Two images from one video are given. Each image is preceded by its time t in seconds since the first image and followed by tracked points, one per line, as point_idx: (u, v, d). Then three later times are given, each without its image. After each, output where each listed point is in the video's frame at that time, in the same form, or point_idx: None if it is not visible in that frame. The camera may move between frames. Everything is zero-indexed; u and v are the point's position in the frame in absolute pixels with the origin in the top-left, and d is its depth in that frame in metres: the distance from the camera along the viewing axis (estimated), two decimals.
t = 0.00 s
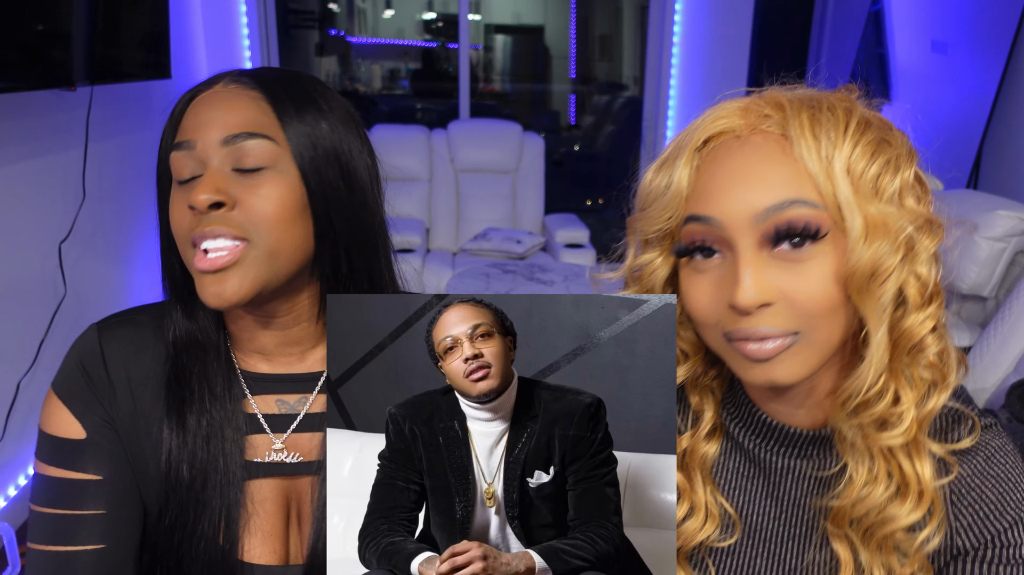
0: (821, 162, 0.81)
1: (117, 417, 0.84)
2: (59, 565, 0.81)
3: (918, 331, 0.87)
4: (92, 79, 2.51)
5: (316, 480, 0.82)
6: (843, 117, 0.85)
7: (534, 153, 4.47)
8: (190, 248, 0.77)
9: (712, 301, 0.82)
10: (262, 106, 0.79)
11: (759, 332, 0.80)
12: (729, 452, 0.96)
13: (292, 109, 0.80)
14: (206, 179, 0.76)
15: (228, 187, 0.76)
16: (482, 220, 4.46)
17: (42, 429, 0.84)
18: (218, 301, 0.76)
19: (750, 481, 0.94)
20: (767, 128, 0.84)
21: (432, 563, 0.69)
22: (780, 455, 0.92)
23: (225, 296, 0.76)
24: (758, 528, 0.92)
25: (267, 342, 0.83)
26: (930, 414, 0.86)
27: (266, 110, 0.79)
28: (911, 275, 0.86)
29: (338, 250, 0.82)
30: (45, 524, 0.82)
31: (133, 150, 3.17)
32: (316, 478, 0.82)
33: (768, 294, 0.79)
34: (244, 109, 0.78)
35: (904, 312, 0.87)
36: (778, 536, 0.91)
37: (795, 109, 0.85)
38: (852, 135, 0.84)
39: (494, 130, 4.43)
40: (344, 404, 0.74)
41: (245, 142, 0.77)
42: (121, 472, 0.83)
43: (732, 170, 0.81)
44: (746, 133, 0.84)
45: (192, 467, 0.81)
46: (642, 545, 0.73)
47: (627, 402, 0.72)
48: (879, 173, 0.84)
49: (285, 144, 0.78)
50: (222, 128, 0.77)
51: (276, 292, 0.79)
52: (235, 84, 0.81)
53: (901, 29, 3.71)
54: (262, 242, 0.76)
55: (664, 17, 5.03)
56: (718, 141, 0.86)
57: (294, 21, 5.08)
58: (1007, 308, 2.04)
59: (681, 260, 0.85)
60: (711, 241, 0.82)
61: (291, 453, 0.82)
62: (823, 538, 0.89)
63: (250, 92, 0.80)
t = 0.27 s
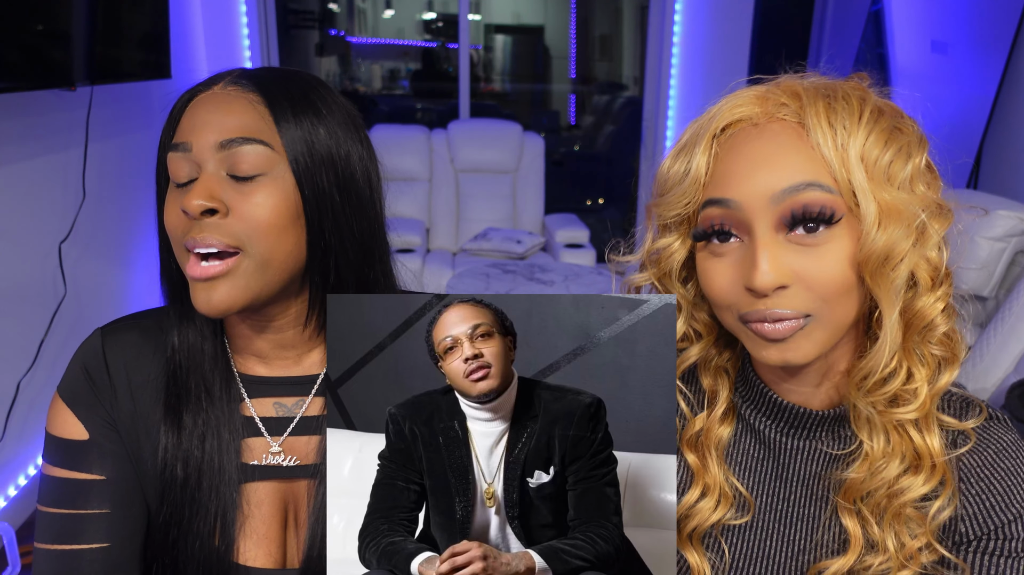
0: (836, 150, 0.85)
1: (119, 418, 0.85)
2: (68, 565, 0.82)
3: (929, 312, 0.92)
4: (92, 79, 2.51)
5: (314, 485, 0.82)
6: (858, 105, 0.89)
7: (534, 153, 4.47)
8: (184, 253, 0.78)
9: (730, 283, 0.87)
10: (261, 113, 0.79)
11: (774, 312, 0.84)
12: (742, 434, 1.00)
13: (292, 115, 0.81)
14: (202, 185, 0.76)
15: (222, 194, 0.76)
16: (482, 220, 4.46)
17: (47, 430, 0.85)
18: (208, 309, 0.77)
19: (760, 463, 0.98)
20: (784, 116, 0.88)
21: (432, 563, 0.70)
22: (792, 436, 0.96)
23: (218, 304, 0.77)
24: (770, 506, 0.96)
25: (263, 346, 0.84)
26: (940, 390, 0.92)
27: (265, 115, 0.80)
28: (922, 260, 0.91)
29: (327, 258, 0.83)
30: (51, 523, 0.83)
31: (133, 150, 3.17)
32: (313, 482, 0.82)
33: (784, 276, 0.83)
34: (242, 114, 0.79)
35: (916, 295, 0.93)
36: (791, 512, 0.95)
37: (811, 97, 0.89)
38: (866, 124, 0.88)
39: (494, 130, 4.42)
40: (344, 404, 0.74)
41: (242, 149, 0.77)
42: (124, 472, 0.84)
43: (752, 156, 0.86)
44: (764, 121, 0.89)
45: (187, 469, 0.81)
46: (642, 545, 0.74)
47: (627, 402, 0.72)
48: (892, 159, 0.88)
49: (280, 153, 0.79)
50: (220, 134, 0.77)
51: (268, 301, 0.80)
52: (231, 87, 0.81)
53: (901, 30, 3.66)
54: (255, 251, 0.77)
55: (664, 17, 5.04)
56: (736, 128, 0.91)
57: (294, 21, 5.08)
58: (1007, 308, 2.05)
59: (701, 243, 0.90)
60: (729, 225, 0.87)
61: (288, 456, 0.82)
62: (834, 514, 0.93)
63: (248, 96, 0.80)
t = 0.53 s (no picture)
0: (850, 152, 0.84)
1: (108, 419, 0.85)
2: (61, 565, 0.84)
3: (933, 322, 0.91)
4: (92, 78, 2.51)
5: (304, 483, 0.84)
6: (874, 108, 0.88)
7: (535, 153, 4.47)
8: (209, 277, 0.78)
9: (736, 281, 0.88)
10: (284, 137, 0.77)
11: (777, 312, 0.85)
12: (746, 434, 1.00)
13: (310, 140, 0.79)
14: (232, 217, 0.76)
15: (257, 225, 0.76)
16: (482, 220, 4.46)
17: (36, 430, 0.85)
18: (243, 331, 0.80)
19: (765, 464, 0.98)
20: (798, 115, 0.88)
21: (432, 563, 0.70)
22: (796, 436, 0.97)
23: (256, 330, 0.80)
24: (774, 507, 0.96)
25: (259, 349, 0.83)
26: (943, 399, 0.92)
27: (289, 139, 0.78)
28: (932, 268, 0.89)
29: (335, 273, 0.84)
30: (43, 522, 0.84)
31: (133, 150, 3.17)
32: (303, 480, 0.84)
33: (788, 277, 0.83)
34: (266, 140, 0.76)
35: (921, 303, 0.91)
36: (798, 513, 0.95)
37: (829, 97, 0.88)
38: (882, 126, 0.87)
39: (494, 130, 4.41)
40: (344, 404, 0.74)
41: (272, 180, 0.77)
42: (115, 472, 0.85)
43: (762, 155, 0.86)
44: (777, 119, 0.88)
45: (176, 472, 0.83)
46: (642, 544, 0.74)
47: (627, 402, 0.72)
48: (906, 165, 0.87)
49: (308, 182, 0.79)
50: (247, 164, 0.76)
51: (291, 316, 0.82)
52: (243, 101, 0.77)
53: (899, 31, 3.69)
54: (288, 275, 0.79)
55: (664, 17, 5.03)
56: (750, 125, 0.91)
57: (294, 21, 5.07)
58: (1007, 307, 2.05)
59: (708, 239, 0.91)
60: (736, 223, 0.88)
61: (278, 455, 0.84)
62: (839, 517, 0.93)
63: (266, 115, 0.77)
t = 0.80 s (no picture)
0: (851, 161, 0.85)
1: (98, 421, 0.86)
2: (49, 565, 0.83)
3: (937, 331, 0.91)
4: (92, 78, 2.51)
5: (296, 490, 0.85)
6: (875, 115, 0.89)
7: (535, 153, 4.47)
8: (212, 292, 0.79)
9: (737, 293, 0.87)
10: (294, 152, 0.78)
11: (779, 325, 0.84)
12: (745, 445, 0.99)
13: (319, 158, 0.80)
14: (241, 235, 0.77)
15: (266, 242, 0.78)
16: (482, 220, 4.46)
17: (26, 433, 0.85)
18: (244, 343, 0.80)
19: (765, 474, 0.97)
20: (797, 124, 0.88)
21: (432, 563, 0.70)
22: (797, 448, 0.95)
23: (256, 340, 0.80)
24: (774, 518, 0.96)
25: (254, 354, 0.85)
26: (945, 408, 0.91)
27: (299, 156, 0.79)
28: (933, 276, 0.90)
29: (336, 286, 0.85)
30: (34, 526, 0.84)
31: (133, 151, 3.17)
32: (295, 486, 0.85)
33: (791, 290, 0.83)
34: (276, 155, 0.77)
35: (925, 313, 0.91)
36: (796, 524, 0.95)
37: (828, 106, 0.89)
38: (883, 135, 0.87)
39: (494, 131, 4.41)
40: (344, 404, 0.74)
41: (282, 196, 0.78)
42: (105, 474, 0.85)
43: (762, 165, 0.86)
44: (776, 128, 0.88)
45: (167, 476, 0.83)
46: (642, 545, 0.74)
47: (627, 402, 0.72)
48: (907, 174, 0.87)
49: (315, 199, 0.80)
50: (255, 183, 0.77)
51: (292, 327, 0.83)
52: (255, 115, 0.78)
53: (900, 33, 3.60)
54: (291, 290, 0.80)
55: (664, 17, 5.03)
56: (748, 134, 0.91)
57: (294, 21, 5.07)
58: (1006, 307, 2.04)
59: (706, 251, 0.90)
60: (736, 235, 0.87)
61: (270, 462, 0.85)
62: (837, 528, 0.93)
63: (277, 131, 0.78)
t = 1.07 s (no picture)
0: (848, 170, 0.84)
1: (96, 425, 0.86)
2: (47, 568, 0.83)
3: (937, 345, 0.90)
4: (92, 79, 2.51)
5: (296, 498, 0.86)
6: (872, 124, 0.89)
7: (535, 153, 4.47)
8: (212, 305, 0.79)
9: (733, 306, 0.86)
10: (298, 161, 0.78)
11: (776, 339, 0.83)
12: (745, 460, 0.99)
13: (324, 167, 0.80)
14: (241, 244, 0.77)
15: (267, 253, 0.77)
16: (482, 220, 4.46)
17: (24, 436, 0.85)
18: (242, 354, 0.80)
19: (768, 488, 0.97)
20: (792, 133, 0.88)
21: (432, 563, 0.70)
22: (797, 460, 0.95)
23: (256, 354, 0.81)
24: (778, 532, 0.96)
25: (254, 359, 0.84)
26: (947, 423, 0.89)
27: (304, 166, 0.79)
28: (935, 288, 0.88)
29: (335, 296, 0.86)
30: (32, 530, 0.84)
31: (133, 152, 3.17)
32: (294, 493, 0.86)
33: (788, 302, 0.82)
34: (279, 165, 0.77)
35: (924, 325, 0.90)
36: (797, 537, 0.95)
37: (824, 114, 0.88)
38: (880, 144, 0.87)
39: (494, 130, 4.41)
40: (344, 404, 0.74)
41: (285, 206, 0.77)
42: (103, 479, 0.86)
43: (757, 175, 0.85)
44: (771, 137, 0.88)
45: (167, 481, 0.84)
46: (642, 545, 0.74)
47: (627, 402, 0.73)
48: (906, 183, 0.87)
49: (318, 210, 0.80)
50: (258, 193, 0.76)
51: (290, 337, 0.83)
52: (259, 122, 0.78)
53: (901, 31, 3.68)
54: (290, 302, 0.80)
55: (664, 17, 5.04)
56: (742, 142, 0.90)
57: (294, 21, 5.07)
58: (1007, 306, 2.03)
59: (702, 262, 0.90)
60: (731, 246, 0.87)
61: (269, 470, 0.85)
62: (838, 541, 0.93)
63: (282, 140, 0.78)
